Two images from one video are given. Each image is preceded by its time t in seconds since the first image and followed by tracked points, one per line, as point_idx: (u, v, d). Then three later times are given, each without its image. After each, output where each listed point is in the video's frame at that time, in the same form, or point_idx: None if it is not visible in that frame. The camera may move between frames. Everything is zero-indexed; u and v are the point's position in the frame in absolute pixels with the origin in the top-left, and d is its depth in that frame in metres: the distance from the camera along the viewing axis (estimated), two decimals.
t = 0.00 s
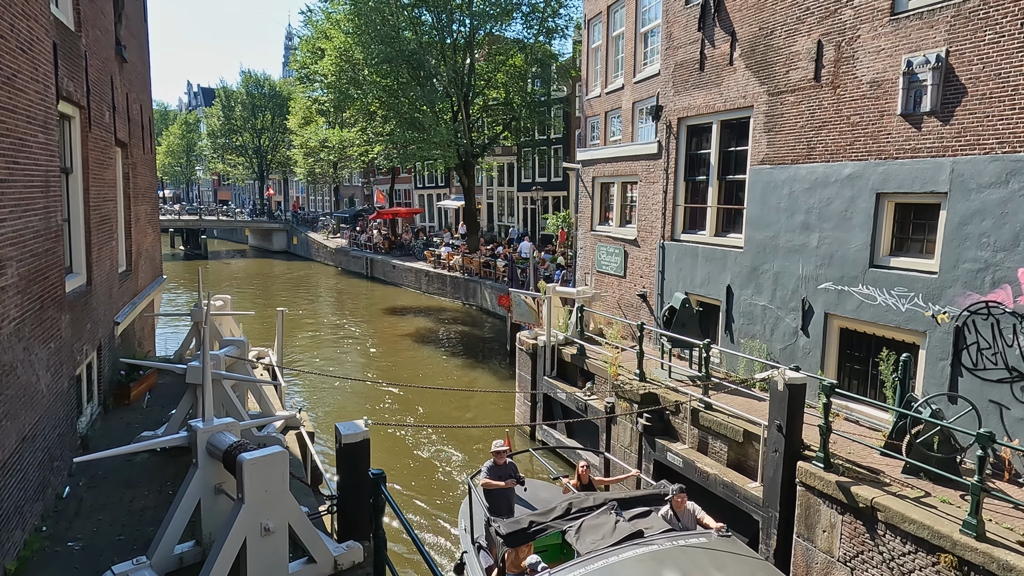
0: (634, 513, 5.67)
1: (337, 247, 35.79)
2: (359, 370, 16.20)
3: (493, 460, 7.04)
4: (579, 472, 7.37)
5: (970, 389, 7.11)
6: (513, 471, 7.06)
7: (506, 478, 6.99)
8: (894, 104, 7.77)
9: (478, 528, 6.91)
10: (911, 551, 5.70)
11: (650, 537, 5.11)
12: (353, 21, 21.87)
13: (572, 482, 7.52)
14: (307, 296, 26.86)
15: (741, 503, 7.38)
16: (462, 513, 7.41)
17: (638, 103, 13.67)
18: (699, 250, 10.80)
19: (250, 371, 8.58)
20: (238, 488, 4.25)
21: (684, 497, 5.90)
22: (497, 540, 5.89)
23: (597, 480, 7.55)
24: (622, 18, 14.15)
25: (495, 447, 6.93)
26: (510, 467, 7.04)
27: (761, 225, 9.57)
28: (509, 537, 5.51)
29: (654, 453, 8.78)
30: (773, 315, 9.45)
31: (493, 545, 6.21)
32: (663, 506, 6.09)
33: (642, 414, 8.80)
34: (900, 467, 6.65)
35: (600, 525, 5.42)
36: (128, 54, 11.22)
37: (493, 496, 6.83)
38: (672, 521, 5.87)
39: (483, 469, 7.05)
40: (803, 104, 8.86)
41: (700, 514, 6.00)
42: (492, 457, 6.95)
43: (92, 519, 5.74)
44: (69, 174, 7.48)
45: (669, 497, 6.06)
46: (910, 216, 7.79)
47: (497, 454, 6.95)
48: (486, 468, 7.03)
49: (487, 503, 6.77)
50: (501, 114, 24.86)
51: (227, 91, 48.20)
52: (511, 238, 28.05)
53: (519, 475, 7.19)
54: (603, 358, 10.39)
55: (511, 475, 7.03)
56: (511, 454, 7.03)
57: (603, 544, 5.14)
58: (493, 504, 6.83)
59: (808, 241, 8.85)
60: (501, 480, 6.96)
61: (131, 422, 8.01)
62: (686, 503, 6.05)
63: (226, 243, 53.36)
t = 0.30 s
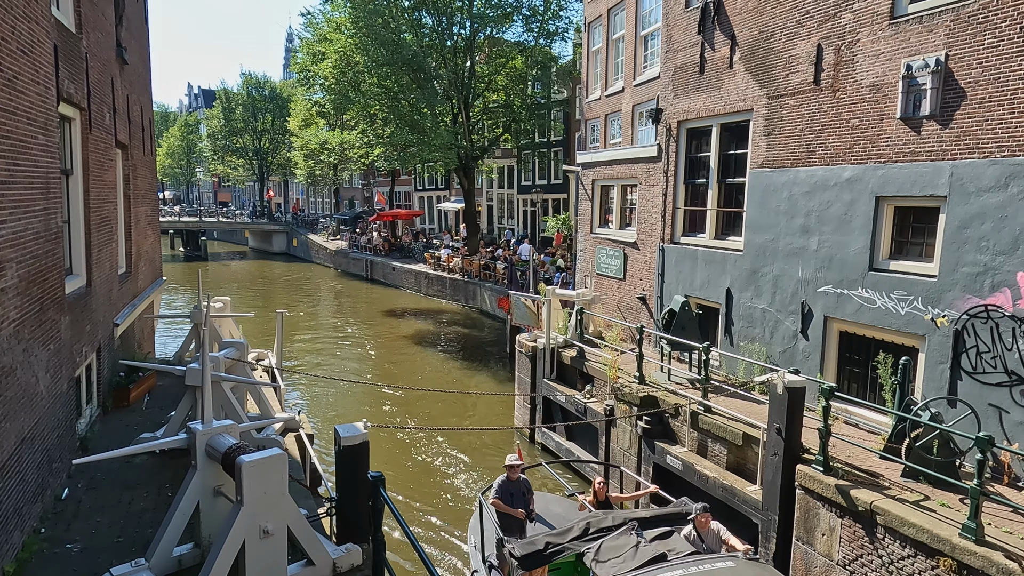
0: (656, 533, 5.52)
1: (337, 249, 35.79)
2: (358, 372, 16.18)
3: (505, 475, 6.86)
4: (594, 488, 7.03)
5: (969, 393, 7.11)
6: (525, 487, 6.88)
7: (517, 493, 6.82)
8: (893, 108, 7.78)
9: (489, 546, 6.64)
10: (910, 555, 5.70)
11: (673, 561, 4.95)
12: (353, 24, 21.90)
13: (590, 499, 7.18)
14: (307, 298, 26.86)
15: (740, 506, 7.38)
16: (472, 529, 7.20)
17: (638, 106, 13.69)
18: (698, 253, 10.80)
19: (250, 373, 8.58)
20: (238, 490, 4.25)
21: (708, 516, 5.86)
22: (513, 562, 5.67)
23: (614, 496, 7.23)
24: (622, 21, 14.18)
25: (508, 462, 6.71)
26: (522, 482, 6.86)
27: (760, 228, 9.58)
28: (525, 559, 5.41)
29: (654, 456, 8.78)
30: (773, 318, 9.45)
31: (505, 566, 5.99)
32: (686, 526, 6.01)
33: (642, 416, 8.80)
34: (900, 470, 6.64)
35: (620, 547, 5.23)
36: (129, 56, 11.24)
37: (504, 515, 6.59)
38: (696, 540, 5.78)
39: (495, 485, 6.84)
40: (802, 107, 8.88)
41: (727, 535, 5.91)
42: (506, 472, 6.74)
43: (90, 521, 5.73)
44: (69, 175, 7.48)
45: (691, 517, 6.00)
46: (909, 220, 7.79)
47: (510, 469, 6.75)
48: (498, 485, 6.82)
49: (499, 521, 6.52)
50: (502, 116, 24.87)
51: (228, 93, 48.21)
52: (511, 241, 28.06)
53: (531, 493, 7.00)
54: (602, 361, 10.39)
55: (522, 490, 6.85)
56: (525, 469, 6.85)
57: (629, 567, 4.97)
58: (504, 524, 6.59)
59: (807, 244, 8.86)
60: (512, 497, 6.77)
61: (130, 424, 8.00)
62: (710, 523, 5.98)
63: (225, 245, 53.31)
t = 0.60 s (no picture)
0: (684, 559, 5.33)
1: (337, 251, 35.80)
2: (358, 374, 16.18)
3: (521, 494, 6.49)
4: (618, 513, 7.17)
5: (969, 397, 7.11)
6: (542, 508, 6.48)
7: (532, 514, 6.42)
8: (893, 112, 7.79)
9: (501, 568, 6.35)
10: (910, 559, 5.69)
11: None
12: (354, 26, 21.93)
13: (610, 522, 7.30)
14: (307, 300, 26.86)
15: (740, 509, 7.38)
16: (486, 549, 7.08)
17: (639, 108, 13.70)
18: (699, 256, 10.81)
19: (250, 375, 8.58)
20: (237, 492, 4.26)
21: (740, 542, 5.23)
22: None
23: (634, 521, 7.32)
24: (623, 24, 14.20)
25: (525, 480, 6.38)
26: (538, 503, 6.47)
27: (760, 231, 9.59)
28: None
29: (653, 459, 8.77)
30: (772, 321, 9.46)
31: None
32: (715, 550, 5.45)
33: (641, 419, 8.80)
34: (900, 474, 6.64)
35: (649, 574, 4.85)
36: (131, 58, 11.27)
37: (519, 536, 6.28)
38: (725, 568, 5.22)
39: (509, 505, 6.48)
40: (802, 110, 8.89)
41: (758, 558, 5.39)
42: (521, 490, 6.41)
43: (90, 524, 5.72)
44: (70, 177, 7.50)
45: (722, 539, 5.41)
46: (909, 223, 7.80)
47: (527, 487, 6.39)
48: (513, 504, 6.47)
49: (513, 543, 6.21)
50: (502, 118, 24.88)
51: (229, 95, 48.29)
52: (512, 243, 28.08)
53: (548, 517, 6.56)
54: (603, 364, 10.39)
55: (538, 511, 6.46)
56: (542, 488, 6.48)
57: None
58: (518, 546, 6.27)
59: (807, 248, 8.86)
60: (527, 519, 6.39)
61: (130, 426, 8.01)
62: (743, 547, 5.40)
63: (226, 247, 53.33)
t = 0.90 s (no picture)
0: None
1: (339, 253, 35.81)
2: (359, 377, 16.18)
3: (537, 513, 5.97)
4: (637, 535, 6.14)
5: (970, 400, 7.10)
6: (559, 528, 5.94)
7: (550, 535, 5.88)
8: (894, 115, 7.79)
9: None
10: (911, 562, 5.67)
11: None
12: (356, 29, 21.99)
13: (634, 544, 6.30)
14: (308, 302, 26.88)
15: (740, 512, 7.38)
16: (498, 569, 6.53)
17: (640, 111, 13.72)
18: (700, 259, 10.81)
19: (251, 378, 8.58)
20: (238, 495, 4.26)
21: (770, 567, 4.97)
22: None
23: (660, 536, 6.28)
24: (624, 27, 14.21)
25: (541, 498, 5.84)
26: (555, 522, 5.94)
27: (761, 234, 9.60)
28: None
29: (654, 462, 8.77)
30: (773, 324, 9.45)
31: None
32: None
33: (642, 422, 8.81)
34: (901, 477, 6.63)
35: None
36: (133, 61, 11.29)
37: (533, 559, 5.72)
38: None
39: (523, 524, 5.94)
40: (803, 113, 8.89)
41: None
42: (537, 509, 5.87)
43: (90, 526, 5.72)
44: (72, 180, 7.53)
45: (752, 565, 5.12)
46: (910, 227, 7.79)
47: (543, 506, 5.86)
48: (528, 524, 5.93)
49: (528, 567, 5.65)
50: (503, 120, 24.88)
51: (230, 98, 48.39)
52: (513, 245, 28.09)
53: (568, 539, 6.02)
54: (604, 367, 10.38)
55: (555, 532, 5.91)
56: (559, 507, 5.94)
57: None
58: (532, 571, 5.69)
59: (808, 251, 8.87)
60: (543, 540, 5.85)
61: (131, 428, 8.01)
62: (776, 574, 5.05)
63: (227, 249, 53.38)
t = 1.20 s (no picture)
0: None
1: (340, 256, 35.84)
2: (361, 380, 16.18)
3: (559, 538, 5.61)
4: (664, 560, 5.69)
5: (973, 405, 7.07)
6: (582, 555, 5.57)
7: (571, 563, 5.51)
8: (896, 118, 7.79)
9: None
10: (913, 568, 5.65)
11: None
12: (360, 32, 22.08)
13: (656, 568, 5.84)
14: (310, 305, 26.92)
15: (742, 516, 7.35)
16: None
17: (642, 115, 13.74)
18: (702, 262, 10.80)
19: (252, 380, 8.57)
20: (239, 499, 4.25)
21: None
22: None
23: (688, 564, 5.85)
24: (626, 31, 14.25)
25: (561, 523, 5.44)
26: (578, 549, 5.58)
27: (763, 238, 9.59)
28: None
29: (656, 465, 8.75)
30: (775, 328, 9.44)
31: None
32: None
33: (644, 426, 8.80)
34: (903, 482, 6.61)
35: None
36: (136, 64, 11.31)
37: None
38: None
39: (543, 550, 5.55)
40: (805, 117, 8.89)
41: None
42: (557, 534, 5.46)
43: (91, 529, 5.72)
44: (75, 183, 7.55)
45: None
46: (913, 231, 7.78)
47: (565, 532, 5.48)
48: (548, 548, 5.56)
49: None
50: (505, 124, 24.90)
51: (233, 101, 48.50)
52: (515, 248, 28.10)
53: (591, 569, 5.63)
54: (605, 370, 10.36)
55: (577, 560, 5.54)
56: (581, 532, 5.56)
57: None
58: None
59: (810, 254, 8.85)
60: (563, 567, 5.48)
61: (133, 431, 8.02)
62: None
63: (230, 251, 53.49)
